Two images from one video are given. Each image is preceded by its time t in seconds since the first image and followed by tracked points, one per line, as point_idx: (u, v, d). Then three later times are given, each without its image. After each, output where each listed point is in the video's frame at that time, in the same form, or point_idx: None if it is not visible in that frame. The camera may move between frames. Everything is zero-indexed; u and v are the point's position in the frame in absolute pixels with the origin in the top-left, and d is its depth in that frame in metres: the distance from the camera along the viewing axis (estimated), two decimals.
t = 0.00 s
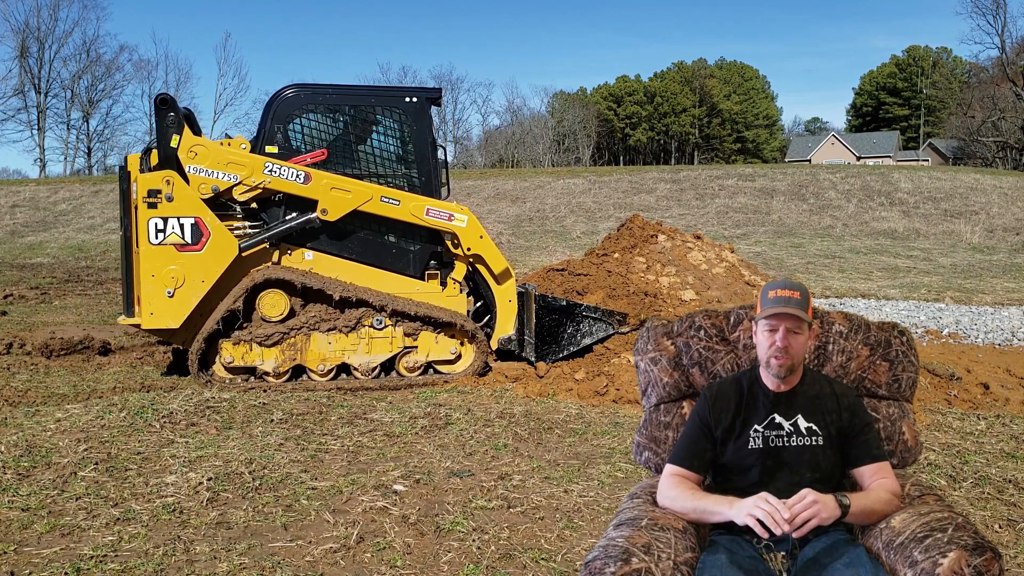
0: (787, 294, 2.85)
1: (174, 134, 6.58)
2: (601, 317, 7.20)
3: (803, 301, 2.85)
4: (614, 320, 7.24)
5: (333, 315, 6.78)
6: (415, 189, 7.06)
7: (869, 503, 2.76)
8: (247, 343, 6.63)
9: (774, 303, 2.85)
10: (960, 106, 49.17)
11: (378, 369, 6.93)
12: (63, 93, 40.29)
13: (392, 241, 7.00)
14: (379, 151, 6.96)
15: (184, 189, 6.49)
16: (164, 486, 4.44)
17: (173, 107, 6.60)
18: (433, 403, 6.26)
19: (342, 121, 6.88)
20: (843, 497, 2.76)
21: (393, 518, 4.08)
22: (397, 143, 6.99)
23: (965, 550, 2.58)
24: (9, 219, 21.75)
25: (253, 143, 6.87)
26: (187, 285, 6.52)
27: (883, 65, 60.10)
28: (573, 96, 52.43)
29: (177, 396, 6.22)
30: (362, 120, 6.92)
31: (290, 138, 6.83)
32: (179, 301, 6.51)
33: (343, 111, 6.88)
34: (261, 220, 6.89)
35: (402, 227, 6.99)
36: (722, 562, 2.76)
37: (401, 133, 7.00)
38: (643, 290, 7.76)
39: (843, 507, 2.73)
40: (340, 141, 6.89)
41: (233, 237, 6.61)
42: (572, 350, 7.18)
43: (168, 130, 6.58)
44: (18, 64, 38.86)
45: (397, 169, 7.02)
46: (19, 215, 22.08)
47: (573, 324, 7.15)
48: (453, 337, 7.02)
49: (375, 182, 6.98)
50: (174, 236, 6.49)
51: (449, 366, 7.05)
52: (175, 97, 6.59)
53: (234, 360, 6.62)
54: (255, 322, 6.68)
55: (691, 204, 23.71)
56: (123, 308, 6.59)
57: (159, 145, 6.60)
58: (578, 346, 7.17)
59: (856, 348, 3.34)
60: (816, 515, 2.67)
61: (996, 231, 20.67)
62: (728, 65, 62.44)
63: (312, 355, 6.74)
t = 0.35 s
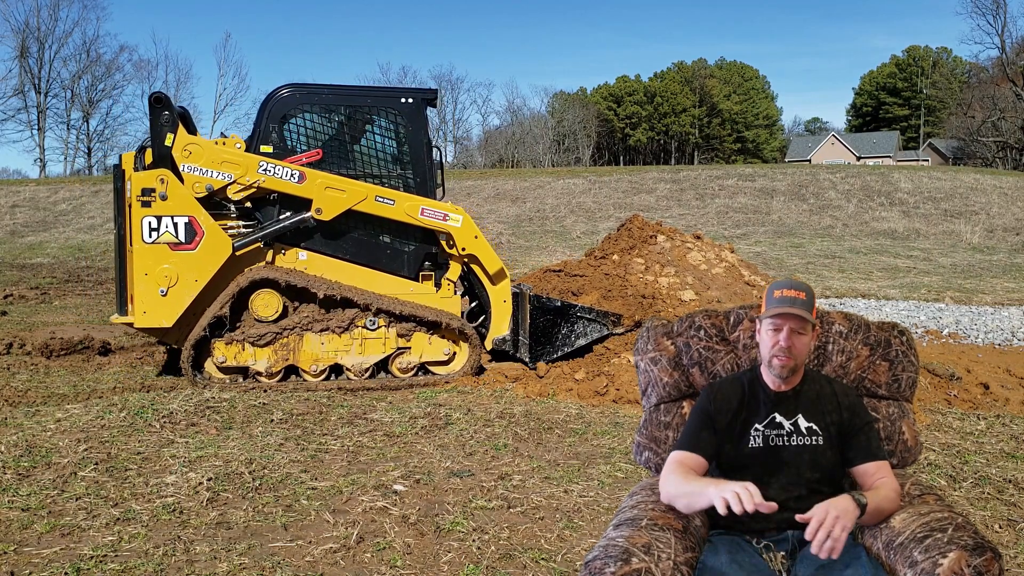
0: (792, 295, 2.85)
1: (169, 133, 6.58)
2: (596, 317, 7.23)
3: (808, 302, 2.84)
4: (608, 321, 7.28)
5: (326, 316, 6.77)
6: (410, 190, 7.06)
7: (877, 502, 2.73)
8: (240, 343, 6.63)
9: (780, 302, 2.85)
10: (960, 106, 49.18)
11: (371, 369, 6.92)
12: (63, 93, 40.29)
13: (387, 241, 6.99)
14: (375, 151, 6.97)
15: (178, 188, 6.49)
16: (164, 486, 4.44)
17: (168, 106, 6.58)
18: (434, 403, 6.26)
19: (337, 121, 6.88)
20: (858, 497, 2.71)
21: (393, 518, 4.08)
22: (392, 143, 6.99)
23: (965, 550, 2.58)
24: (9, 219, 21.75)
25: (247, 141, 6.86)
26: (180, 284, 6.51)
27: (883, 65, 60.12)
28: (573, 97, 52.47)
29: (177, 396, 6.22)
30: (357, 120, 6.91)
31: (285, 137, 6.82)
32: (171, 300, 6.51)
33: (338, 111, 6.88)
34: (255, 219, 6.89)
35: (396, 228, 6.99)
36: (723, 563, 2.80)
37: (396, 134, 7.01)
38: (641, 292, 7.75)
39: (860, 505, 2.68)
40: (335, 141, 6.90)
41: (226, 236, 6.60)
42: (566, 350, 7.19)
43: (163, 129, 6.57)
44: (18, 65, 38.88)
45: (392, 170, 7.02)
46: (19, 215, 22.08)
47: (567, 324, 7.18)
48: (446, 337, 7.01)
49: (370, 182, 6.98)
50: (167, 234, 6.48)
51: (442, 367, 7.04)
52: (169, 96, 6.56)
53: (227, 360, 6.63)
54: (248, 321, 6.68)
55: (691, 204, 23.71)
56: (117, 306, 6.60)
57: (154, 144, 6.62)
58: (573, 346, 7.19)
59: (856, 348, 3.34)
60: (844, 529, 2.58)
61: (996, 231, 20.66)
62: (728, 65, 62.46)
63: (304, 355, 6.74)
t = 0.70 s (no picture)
0: (794, 297, 2.83)
1: (158, 131, 6.59)
2: (586, 319, 7.14)
3: (810, 304, 2.82)
4: (598, 322, 7.19)
5: (313, 316, 6.77)
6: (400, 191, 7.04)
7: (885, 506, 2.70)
8: (226, 343, 6.65)
9: (781, 305, 2.82)
10: (960, 106, 49.19)
11: (359, 370, 6.91)
12: (63, 93, 40.27)
13: (376, 241, 6.98)
14: (365, 151, 6.96)
15: (167, 186, 6.50)
16: (163, 486, 4.44)
17: (157, 104, 6.61)
18: (433, 403, 6.26)
19: (327, 121, 6.89)
20: (869, 499, 2.69)
21: (393, 518, 4.08)
22: (382, 144, 6.98)
23: (965, 551, 2.58)
24: (9, 219, 21.74)
25: (237, 141, 6.88)
26: (167, 283, 6.51)
27: (883, 65, 60.12)
28: (573, 97, 52.47)
29: (177, 396, 6.22)
30: (348, 121, 6.91)
31: (275, 137, 6.83)
32: (159, 299, 6.51)
33: (328, 111, 6.88)
34: (244, 219, 6.89)
35: (386, 227, 6.97)
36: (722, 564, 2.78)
37: (387, 134, 6.99)
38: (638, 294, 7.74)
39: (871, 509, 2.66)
40: (325, 141, 6.90)
41: (214, 234, 6.60)
42: (555, 352, 7.11)
43: (152, 127, 6.59)
44: (18, 65, 38.85)
45: (383, 170, 7.01)
46: (18, 215, 22.07)
47: (556, 325, 7.11)
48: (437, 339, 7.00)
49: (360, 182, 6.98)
50: (156, 233, 6.49)
51: (430, 369, 7.02)
52: (159, 94, 6.59)
53: (214, 360, 6.65)
54: (235, 321, 6.69)
55: (691, 204, 23.71)
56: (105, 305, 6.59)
57: (143, 142, 6.60)
58: (562, 347, 7.11)
59: (856, 348, 3.34)
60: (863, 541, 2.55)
61: (996, 231, 20.66)
62: (728, 65, 62.46)
63: (292, 355, 6.74)
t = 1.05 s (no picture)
0: (803, 298, 2.83)
1: (141, 130, 6.56)
2: (569, 323, 7.09)
3: (818, 306, 2.82)
4: (581, 327, 7.13)
5: (296, 316, 6.75)
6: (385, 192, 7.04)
7: (886, 508, 2.70)
8: (208, 343, 6.64)
9: (789, 305, 2.82)
10: (960, 106, 49.22)
11: (342, 372, 6.88)
12: (63, 94, 40.24)
13: (361, 242, 6.94)
14: (351, 152, 6.95)
15: (150, 185, 6.49)
16: (164, 486, 4.44)
17: (141, 102, 6.59)
18: (433, 403, 6.26)
19: (313, 121, 6.88)
20: (868, 501, 2.69)
21: (393, 518, 4.08)
22: (368, 144, 6.98)
23: (965, 552, 2.58)
24: (9, 219, 21.72)
25: (222, 140, 6.88)
26: (151, 282, 6.52)
27: (883, 65, 60.13)
28: (573, 97, 52.46)
29: (177, 396, 6.22)
30: (333, 121, 6.91)
31: (260, 136, 6.82)
32: (141, 298, 6.52)
33: (314, 111, 6.88)
34: (228, 218, 6.88)
35: (371, 229, 6.95)
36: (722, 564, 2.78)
37: (373, 135, 6.99)
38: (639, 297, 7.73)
39: (871, 512, 2.65)
40: (311, 141, 6.89)
41: (197, 233, 6.60)
42: (538, 356, 7.08)
43: (135, 126, 6.56)
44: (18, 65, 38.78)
45: (369, 171, 7.01)
46: (19, 215, 22.06)
47: (540, 329, 7.07)
48: (418, 341, 6.95)
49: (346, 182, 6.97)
50: (139, 232, 6.48)
51: (414, 370, 6.97)
52: (143, 92, 6.57)
53: (195, 360, 6.63)
54: (217, 321, 6.69)
55: (691, 204, 23.71)
56: (87, 303, 6.59)
57: (126, 141, 6.58)
58: (546, 351, 7.07)
59: (857, 348, 3.34)
60: (860, 548, 2.55)
61: (996, 231, 20.66)
62: (728, 65, 62.47)
63: (274, 356, 6.72)
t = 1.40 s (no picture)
0: (805, 296, 2.83)
1: (118, 130, 6.52)
2: (550, 323, 7.03)
3: (820, 304, 2.83)
4: (562, 326, 7.07)
5: (274, 317, 6.73)
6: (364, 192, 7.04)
7: (887, 505, 2.71)
8: (185, 343, 6.61)
9: (792, 304, 2.83)
10: (960, 107, 49.21)
11: (320, 372, 6.86)
12: (63, 94, 40.18)
13: (340, 242, 6.92)
14: (331, 152, 6.95)
15: (127, 185, 6.48)
16: (163, 486, 4.44)
17: (117, 102, 6.52)
18: (433, 403, 6.26)
19: (292, 121, 6.87)
20: (869, 499, 2.70)
21: (393, 518, 4.08)
22: (347, 143, 6.98)
23: (965, 551, 2.58)
24: (9, 219, 21.70)
25: (201, 139, 6.87)
26: (127, 282, 6.51)
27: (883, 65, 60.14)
28: (573, 97, 52.45)
29: (176, 396, 6.22)
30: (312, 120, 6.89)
31: (238, 135, 6.80)
32: (118, 298, 6.51)
33: (293, 110, 6.87)
34: (206, 217, 6.84)
35: (352, 228, 6.92)
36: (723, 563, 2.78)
37: (352, 134, 6.98)
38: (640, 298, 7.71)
39: (873, 508, 2.66)
40: (290, 141, 6.88)
41: (174, 233, 6.59)
42: (518, 356, 7.04)
43: (112, 126, 6.52)
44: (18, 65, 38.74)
45: (348, 171, 7.00)
46: (19, 215, 22.05)
47: (520, 329, 7.02)
48: (398, 341, 6.94)
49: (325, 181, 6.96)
50: (115, 232, 6.48)
51: (393, 371, 6.96)
52: (118, 92, 6.51)
53: (172, 360, 6.61)
54: (194, 321, 6.67)
55: (691, 204, 23.71)
56: (66, 304, 6.60)
57: (103, 141, 6.55)
58: (525, 352, 7.03)
59: (857, 348, 3.34)
60: (861, 543, 2.56)
61: (996, 231, 20.64)
62: (728, 65, 62.49)
63: (251, 356, 6.70)
